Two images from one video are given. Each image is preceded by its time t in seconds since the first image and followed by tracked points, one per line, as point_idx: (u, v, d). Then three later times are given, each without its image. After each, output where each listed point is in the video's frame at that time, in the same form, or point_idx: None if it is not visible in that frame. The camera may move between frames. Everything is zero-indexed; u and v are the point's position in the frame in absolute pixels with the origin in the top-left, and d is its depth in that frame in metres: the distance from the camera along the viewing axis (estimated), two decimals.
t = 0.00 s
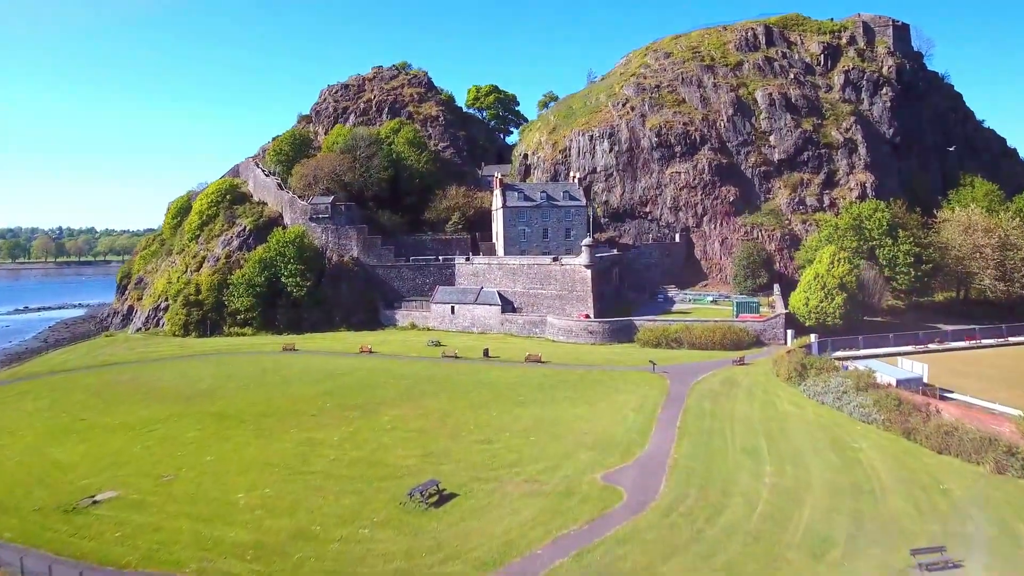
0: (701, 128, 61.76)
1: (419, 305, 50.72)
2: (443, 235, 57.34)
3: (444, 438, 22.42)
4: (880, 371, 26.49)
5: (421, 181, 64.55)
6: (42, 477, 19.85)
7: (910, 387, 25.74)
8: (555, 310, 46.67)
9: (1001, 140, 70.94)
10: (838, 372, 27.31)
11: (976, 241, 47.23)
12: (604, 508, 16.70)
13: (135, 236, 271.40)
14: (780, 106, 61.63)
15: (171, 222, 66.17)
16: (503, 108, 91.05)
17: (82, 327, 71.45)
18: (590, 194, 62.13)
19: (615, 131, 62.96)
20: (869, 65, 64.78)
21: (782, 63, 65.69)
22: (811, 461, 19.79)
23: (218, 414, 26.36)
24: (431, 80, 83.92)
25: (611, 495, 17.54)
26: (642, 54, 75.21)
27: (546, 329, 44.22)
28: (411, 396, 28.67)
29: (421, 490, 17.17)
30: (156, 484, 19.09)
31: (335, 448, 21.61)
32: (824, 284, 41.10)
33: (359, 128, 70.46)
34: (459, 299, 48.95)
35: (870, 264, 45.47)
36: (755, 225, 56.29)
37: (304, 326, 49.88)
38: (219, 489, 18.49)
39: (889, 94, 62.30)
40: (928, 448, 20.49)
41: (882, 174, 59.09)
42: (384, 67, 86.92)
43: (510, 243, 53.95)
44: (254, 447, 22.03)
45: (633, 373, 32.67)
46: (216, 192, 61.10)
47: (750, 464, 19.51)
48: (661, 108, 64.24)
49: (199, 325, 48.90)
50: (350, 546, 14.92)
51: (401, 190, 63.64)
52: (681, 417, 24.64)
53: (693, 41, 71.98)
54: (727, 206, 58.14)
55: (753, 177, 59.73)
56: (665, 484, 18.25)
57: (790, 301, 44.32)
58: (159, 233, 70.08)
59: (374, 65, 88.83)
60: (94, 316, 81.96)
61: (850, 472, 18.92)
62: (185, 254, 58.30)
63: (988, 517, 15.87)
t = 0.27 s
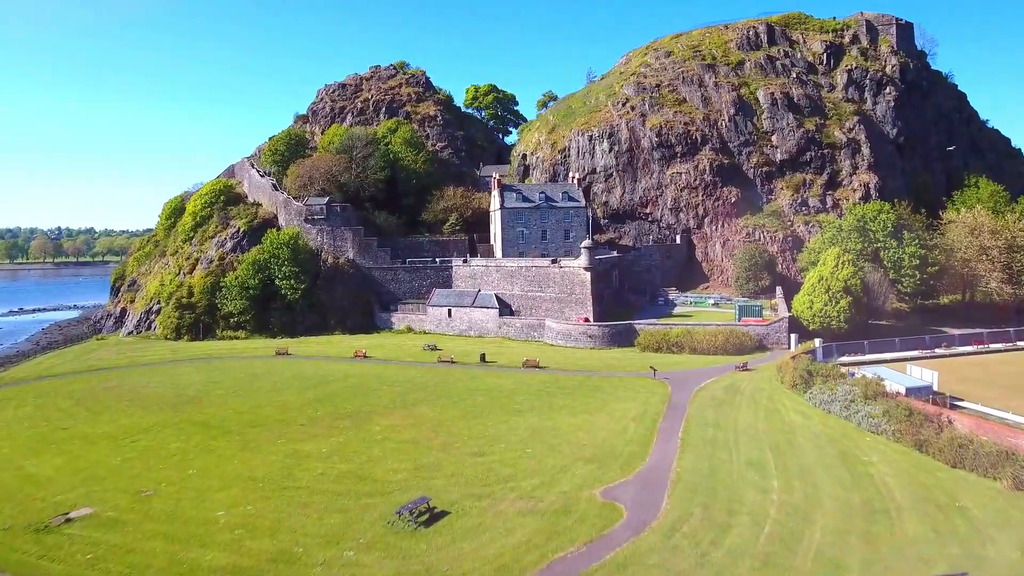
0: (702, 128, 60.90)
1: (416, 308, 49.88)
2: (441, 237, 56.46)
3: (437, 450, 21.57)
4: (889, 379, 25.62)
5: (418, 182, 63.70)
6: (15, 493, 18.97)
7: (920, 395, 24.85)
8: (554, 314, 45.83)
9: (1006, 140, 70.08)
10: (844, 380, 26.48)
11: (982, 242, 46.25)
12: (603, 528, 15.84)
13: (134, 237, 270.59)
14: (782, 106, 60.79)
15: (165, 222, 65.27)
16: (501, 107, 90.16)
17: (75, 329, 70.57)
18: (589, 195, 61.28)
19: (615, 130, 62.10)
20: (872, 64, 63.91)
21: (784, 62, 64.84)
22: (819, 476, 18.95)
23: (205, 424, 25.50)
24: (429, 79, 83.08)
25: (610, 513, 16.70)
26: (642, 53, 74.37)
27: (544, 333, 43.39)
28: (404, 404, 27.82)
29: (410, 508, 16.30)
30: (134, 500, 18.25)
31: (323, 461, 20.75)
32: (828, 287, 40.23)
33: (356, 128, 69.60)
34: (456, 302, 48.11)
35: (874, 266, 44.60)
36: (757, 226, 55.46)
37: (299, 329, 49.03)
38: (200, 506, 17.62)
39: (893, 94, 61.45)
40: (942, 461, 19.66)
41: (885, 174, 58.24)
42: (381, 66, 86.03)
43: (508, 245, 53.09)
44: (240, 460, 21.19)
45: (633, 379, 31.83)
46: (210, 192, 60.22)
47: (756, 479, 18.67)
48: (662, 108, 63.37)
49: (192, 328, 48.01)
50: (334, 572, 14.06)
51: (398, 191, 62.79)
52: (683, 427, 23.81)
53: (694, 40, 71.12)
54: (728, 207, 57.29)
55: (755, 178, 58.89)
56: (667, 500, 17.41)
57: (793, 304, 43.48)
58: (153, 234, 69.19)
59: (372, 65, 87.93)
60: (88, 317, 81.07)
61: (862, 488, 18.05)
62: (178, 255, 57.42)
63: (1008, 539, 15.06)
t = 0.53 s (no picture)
0: (703, 128, 60.05)
1: (412, 310, 49.03)
2: (438, 238, 55.61)
3: (430, 462, 20.72)
4: (899, 388, 24.79)
5: (415, 182, 62.83)
6: None
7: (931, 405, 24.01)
8: (552, 317, 45.00)
9: (1010, 140, 69.25)
10: (852, 388, 25.66)
11: (989, 244, 45.31)
12: (602, 549, 15.01)
13: (132, 237, 269.55)
14: (785, 105, 59.96)
15: (158, 224, 64.39)
16: (500, 107, 89.29)
17: (68, 331, 69.76)
18: (589, 195, 60.43)
19: (615, 130, 61.27)
20: (876, 62, 63.09)
21: (786, 61, 63.99)
22: (829, 491, 18.13)
23: (190, 433, 24.64)
24: (427, 79, 82.24)
25: (610, 532, 15.86)
26: (642, 52, 73.56)
27: (543, 336, 42.55)
28: (397, 412, 26.96)
29: (399, 528, 15.46)
30: (111, 516, 17.43)
31: (311, 475, 19.91)
32: (833, 290, 39.38)
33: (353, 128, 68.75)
34: (453, 305, 47.26)
35: (879, 268, 43.76)
36: (759, 227, 54.62)
37: (293, 333, 48.17)
38: (179, 525, 16.76)
39: (896, 93, 60.62)
40: (956, 475, 18.85)
41: (889, 175, 57.41)
42: (379, 65, 85.16)
43: (506, 247, 52.26)
44: (224, 473, 20.34)
45: (633, 385, 30.98)
46: (204, 193, 59.35)
47: (763, 495, 17.85)
48: (662, 107, 62.53)
49: (184, 331, 47.14)
50: None
51: (395, 192, 61.94)
52: (686, 437, 22.98)
53: (695, 38, 70.29)
54: (730, 208, 56.44)
55: (757, 179, 58.04)
56: (670, 519, 16.57)
57: (796, 307, 42.64)
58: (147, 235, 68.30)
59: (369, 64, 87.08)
60: (82, 319, 80.16)
61: (873, 506, 17.22)
62: (171, 257, 56.55)
63: None
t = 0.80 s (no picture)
0: (704, 128, 59.19)
1: (409, 313, 48.16)
2: (435, 240, 54.72)
3: (421, 476, 19.87)
4: (909, 397, 23.93)
5: (412, 183, 61.95)
6: None
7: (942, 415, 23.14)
8: (551, 321, 44.13)
9: (1015, 141, 68.40)
10: (860, 397, 24.80)
11: (996, 246, 44.43)
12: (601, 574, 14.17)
13: (131, 238, 268.42)
14: (787, 105, 59.12)
15: (152, 225, 63.47)
16: (499, 107, 88.41)
17: (60, 333, 68.82)
18: (588, 196, 59.54)
19: (615, 130, 60.42)
20: (879, 62, 62.26)
21: (788, 60, 63.14)
22: (839, 509, 17.29)
23: (174, 444, 23.76)
24: (425, 78, 81.40)
25: (608, 555, 15.02)
26: (642, 51, 72.72)
27: (541, 341, 41.68)
28: (390, 421, 26.09)
29: (385, 551, 14.62)
30: (83, 536, 16.56)
31: (296, 490, 19.04)
32: (837, 294, 38.52)
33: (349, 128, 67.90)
34: (450, 308, 46.38)
35: (885, 271, 42.97)
36: (761, 228, 53.74)
37: (287, 336, 47.25)
38: (154, 546, 15.90)
39: (900, 92, 59.78)
40: (971, 492, 18.02)
41: (893, 175, 56.55)
42: (376, 65, 84.31)
43: (504, 249, 51.39)
44: (206, 487, 19.48)
45: (634, 392, 30.09)
46: (198, 193, 58.44)
47: (769, 514, 17.01)
48: (663, 107, 61.68)
49: (175, 335, 46.23)
50: None
51: (392, 193, 61.10)
52: (688, 449, 22.12)
53: (696, 37, 69.43)
54: (731, 209, 55.56)
55: (759, 179, 57.17)
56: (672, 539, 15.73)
57: (800, 311, 41.79)
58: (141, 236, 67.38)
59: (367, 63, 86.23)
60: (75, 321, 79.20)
61: (886, 527, 16.39)
62: (164, 258, 55.65)
63: None
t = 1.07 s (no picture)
0: (705, 128, 58.35)
1: (404, 317, 47.28)
2: (432, 241, 53.82)
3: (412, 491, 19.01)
4: (920, 407, 23.01)
5: (409, 183, 61.06)
6: None
7: (955, 425, 22.25)
8: (549, 324, 43.26)
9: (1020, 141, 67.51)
10: (868, 407, 23.95)
11: (1003, 249, 43.56)
12: None
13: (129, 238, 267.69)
14: (789, 105, 58.27)
15: (145, 226, 62.57)
16: (498, 106, 87.53)
17: (53, 335, 68.07)
18: (588, 197, 58.67)
19: (615, 130, 59.56)
20: (883, 61, 61.41)
21: (791, 59, 62.26)
22: (849, 529, 16.45)
23: (156, 456, 22.89)
24: (423, 78, 80.54)
25: None
26: (643, 50, 71.87)
27: (539, 345, 40.82)
28: (382, 431, 25.23)
29: None
30: (51, 558, 15.68)
31: (280, 506, 18.18)
32: (842, 297, 37.64)
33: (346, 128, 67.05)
34: (447, 311, 45.48)
35: (889, 274, 42.08)
36: (763, 230, 52.89)
37: (280, 340, 46.36)
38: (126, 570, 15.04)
39: (904, 92, 58.94)
40: (989, 511, 17.17)
41: (897, 176, 55.70)
42: (374, 64, 83.41)
43: (502, 251, 50.51)
44: (186, 504, 18.62)
45: (634, 400, 29.21)
46: (191, 194, 57.56)
47: (777, 534, 16.17)
48: (664, 106, 60.84)
49: (166, 338, 45.35)
50: None
51: (388, 193, 60.25)
52: (691, 461, 21.29)
53: (697, 36, 68.59)
54: (733, 210, 54.74)
55: (761, 180, 56.33)
56: (674, 562, 14.89)
57: (803, 315, 40.93)
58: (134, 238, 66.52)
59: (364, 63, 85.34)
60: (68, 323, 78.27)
61: (900, 549, 15.54)
62: (156, 261, 54.76)
63: None
